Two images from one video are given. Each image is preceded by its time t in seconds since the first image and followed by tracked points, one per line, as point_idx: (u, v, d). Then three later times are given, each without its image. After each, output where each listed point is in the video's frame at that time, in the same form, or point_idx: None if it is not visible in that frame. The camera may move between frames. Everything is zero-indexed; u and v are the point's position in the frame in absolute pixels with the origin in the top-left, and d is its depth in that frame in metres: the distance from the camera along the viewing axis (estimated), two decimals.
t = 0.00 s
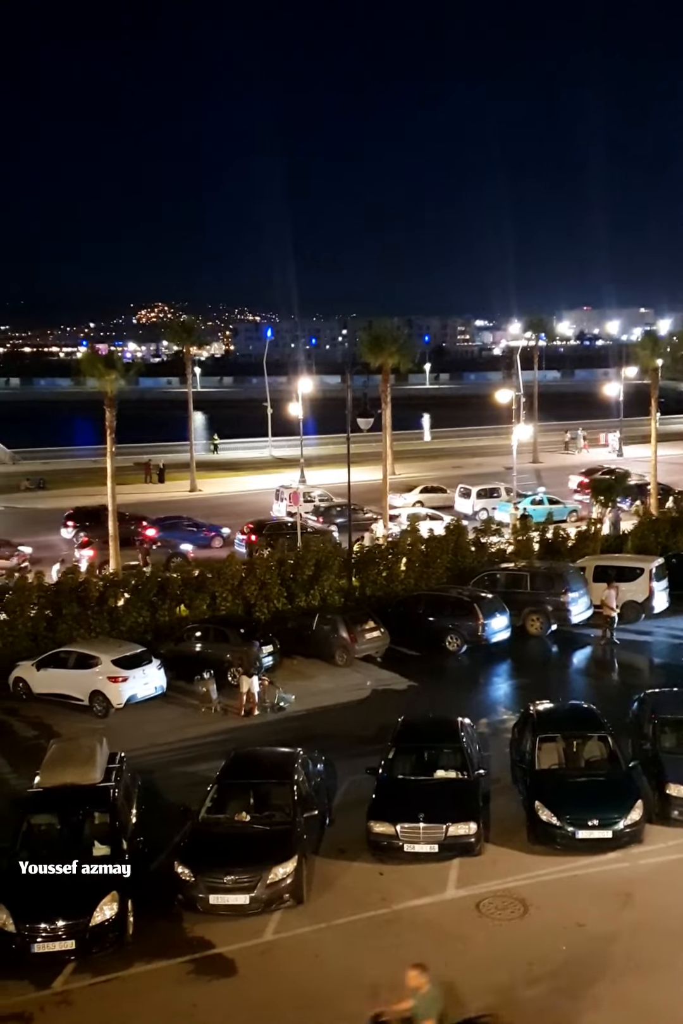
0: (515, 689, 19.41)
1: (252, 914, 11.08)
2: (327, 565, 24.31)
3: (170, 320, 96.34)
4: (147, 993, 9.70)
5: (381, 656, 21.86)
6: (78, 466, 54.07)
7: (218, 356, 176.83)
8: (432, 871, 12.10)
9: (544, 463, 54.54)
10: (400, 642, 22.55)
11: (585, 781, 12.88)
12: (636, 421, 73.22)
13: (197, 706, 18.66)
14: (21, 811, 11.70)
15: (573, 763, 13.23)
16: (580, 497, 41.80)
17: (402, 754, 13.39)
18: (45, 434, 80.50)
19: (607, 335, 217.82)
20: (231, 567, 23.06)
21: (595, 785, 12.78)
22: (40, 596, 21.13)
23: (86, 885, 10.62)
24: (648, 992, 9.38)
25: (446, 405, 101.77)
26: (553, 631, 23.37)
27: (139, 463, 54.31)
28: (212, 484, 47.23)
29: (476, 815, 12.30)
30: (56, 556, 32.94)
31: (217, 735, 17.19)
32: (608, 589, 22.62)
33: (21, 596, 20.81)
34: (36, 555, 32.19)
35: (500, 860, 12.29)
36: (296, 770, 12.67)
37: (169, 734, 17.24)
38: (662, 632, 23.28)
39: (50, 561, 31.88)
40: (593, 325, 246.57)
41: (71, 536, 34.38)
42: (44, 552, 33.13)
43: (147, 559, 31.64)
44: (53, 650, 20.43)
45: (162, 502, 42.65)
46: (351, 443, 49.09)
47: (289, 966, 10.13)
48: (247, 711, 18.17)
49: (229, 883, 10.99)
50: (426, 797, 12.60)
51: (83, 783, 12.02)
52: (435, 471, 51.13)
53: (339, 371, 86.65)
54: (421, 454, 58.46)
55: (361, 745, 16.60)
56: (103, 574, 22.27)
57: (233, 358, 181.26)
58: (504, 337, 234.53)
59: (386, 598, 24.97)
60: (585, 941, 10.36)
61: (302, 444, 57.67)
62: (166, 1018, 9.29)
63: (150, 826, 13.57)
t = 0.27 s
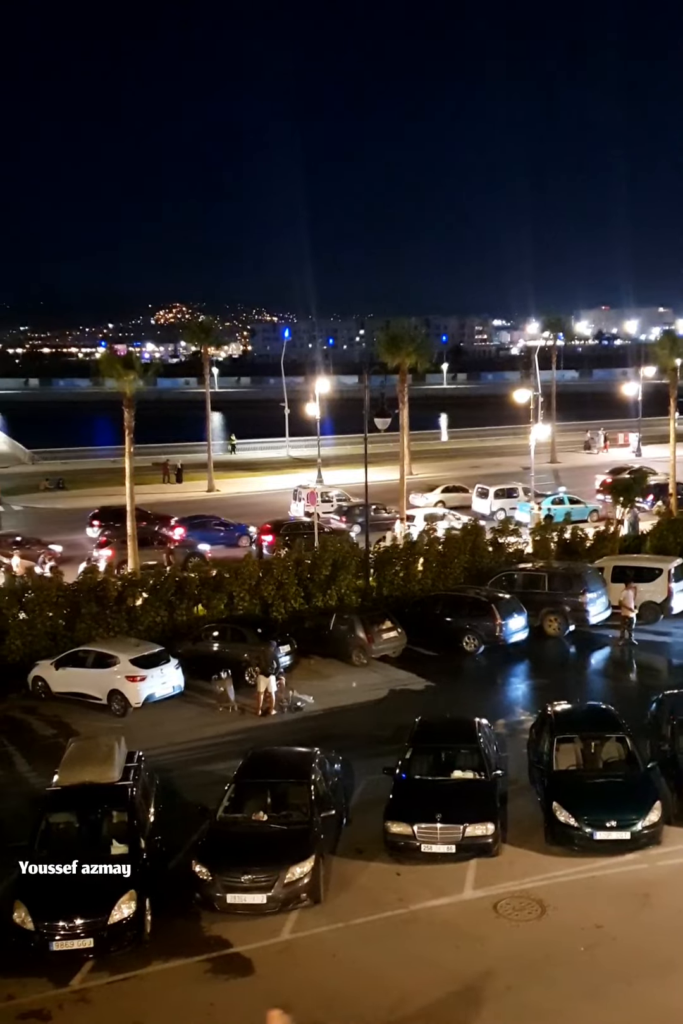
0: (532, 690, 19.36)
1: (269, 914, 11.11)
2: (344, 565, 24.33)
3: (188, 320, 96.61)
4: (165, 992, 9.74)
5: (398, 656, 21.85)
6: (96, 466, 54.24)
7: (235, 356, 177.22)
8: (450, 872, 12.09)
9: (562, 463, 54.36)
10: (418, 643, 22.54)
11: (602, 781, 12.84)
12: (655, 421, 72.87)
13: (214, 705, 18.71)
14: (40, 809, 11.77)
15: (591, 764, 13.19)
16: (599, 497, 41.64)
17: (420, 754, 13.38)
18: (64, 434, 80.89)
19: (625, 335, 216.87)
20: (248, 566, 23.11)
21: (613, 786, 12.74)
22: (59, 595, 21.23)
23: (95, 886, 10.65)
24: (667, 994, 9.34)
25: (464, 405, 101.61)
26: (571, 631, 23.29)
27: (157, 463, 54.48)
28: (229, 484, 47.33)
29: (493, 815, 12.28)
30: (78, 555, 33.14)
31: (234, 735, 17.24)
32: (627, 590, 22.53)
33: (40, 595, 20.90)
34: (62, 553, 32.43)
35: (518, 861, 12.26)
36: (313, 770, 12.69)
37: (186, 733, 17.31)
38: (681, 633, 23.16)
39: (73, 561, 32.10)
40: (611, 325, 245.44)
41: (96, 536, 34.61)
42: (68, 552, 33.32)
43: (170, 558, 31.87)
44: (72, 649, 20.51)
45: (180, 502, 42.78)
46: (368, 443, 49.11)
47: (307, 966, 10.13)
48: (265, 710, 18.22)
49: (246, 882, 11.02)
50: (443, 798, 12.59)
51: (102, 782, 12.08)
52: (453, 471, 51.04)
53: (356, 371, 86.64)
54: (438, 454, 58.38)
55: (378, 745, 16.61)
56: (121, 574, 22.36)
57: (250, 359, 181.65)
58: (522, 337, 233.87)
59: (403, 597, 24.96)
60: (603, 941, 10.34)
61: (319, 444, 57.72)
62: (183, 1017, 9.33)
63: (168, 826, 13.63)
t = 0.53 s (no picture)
0: (548, 690, 19.31)
1: (285, 913, 11.13)
2: (359, 565, 24.33)
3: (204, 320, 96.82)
4: (181, 991, 9.76)
5: (413, 656, 21.84)
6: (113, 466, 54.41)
7: (251, 356, 177.53)
8: (465, 872, 12.08)
9: (579, 462, 54.15)
10: (433, 643, 22.51)
11: (619, 782, 12.79)
12: (673, 420, 72.50)
13: (230, 705, 18.74)
14: (57, 808, 11.82)
15: (607, 765, 13.14)
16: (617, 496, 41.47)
17: (435, 754, 13.36)
18: (80, 434, 81.18)
19: (641, 334, 215.91)
20: (264, 566, 23.14)
21: (629, 787, 12.69)
22: (75, 595, 21.27)
23: (93, 885, 10.66)
24: None
25: (479, 405, 101.42)
26: (587, 632, 23.21)
27: (173, 463, 54.60)
28: (245, 483, 47.39)
29: (509, 816, 12.25)
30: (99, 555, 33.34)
31: (250, 734, 17.26)
32: (643, 590, 22.43)
33: (57, 595, 20.99)
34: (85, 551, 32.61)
35: (534, 862, 12.22)
36: (329, 770, 12.69)
37: (202, 732, 17.34)
38: None
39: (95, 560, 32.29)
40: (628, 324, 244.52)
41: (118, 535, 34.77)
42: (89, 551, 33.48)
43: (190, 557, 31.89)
44: (88, 649, 20.59)
45: (196, 502, 42.87)
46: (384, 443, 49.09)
47: (322, 966, 10.13)
48: (280, 709, 18.24)
49: (262, 881, 11.03)
50: (459, 798, 12.57)
51: (118, 781, 12.12)
52: (469, 471, 50.94)
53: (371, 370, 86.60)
54: (454, 453, 58.29)
55: (393, 745, 16.60)
56: (137, 573, 22.43)
57: (266, 359, 181.93)
58: (538, 336, 233.15)
59: (418, 597, 24.93)
60: (620, 942, 10.30)
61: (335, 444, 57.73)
62: (199, 1016, 9.35)
63: (184, 825, 13.66)
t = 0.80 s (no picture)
0: (563, 691, 19.26)
1: (300, 913, 11.14)
2: (374, 565, 24.34)
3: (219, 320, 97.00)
4: (195, 990, 9.79)
5: (428, 657, 21.83)
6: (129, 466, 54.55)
7: (266, 356, 177.85)
8: (480, 874, 12.06)
9: (595, 462, 53.95)
10: (448, 643, 22.48)
11: (635, 784, 12.74)
12: None
13: (245, 704, 18.76)
14: (73, 806, 11.88)
15: (623, 766, 13.09)
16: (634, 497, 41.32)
17: (450, 755, 13.35)
18: (96, 435, 81.50)
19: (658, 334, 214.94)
20: (279, 566, 23.18)
21: (644, 788, 12.64)
22: (92, 593, 21.32)
23: (94, 885, 10.67)
24: None
25: (495, 405, 101.25)
26: (603, 632, 23.13)
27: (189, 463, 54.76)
28: (260, 484, 47.47)
29: (524, 817, 12.22)
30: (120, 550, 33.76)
31: (265, 734, 17.30)
32: (660, 591, 22.35)
33: (73, 594, 21.08)
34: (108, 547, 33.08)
35: (550, 863, 12.20)
36: (344, 770, 12.70)
37: (217, 732, 17.39)
38: None
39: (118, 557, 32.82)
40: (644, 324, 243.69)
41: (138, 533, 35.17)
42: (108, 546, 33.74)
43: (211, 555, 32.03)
44: (104, 648, 20.66)
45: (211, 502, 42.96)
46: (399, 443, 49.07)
47: (337, 965, 10.15)
48: (295, 709, 18.28)
49: (277, 880, 11.04)
50: (474, 799, 12.56)
51: (134, 781, 12.16)
52: (484, 471, 50.83)
53: (386, 371, 86.58)
54: (469, 453, 58.18)
55: (408, 745, 16.61)
56: (153, 573, 22.51)
57: (281, 360, 182.11)
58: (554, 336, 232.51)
59: (433, 597, 24.92)
60: (636, 945, 10.26)
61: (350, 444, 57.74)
62: (215, 1015, 9.38)
63: (198, 824, 13.71)
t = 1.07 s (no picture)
0: (580, 691, 19.20)
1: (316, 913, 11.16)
2: (390, 565, 24.33)
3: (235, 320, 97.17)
4: (211, 989, 9.82)
5: (444, 657, 21.82)
6: (146, 466, 54.77)
7: (282, 356, 178.06)
8: (496, 875, 12.04)
9: (612, 462, 53.77)
10: (464, 644, 22.44)
11: (652, 785, 12.69)
12: None
13: (261, 704, 18.79)
14: (89, 805, 11.92)
15: (640, 768, 13.05)
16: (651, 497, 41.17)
17: (466, 755, 13.33)
18: (113, 435, 81.83)
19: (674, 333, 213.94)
20: (294, 566, 23.21)
21: (661, 790, 12.59)
22: (109, 593, 21.42)
23: (93, 885, 10.69)
24: None
25: (510, 405, 101.05)
26: (620, 633, 23.05)
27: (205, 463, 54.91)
28: (276, 484, 47.51)
29: (540, 818, 12.20)
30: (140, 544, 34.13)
31: (280, 733, 17.32)
32: (677, 591, 22.25)
33: (91, 593, 21.19)
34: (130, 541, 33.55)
35: (566, 864, 12.17)
36: (360, 770, 12.70)
37: (232, 731, 17.43)
38: None
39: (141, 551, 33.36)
40: (661, 323, 242.56)
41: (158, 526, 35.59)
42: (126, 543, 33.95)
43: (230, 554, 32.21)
44: (121, 647, 20.75)
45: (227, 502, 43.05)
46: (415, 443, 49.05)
47: (352, 965, 10.15)
48: (311, 709, 18.29)
49: (293, 880, 11.06)
50: (490, 799, 12.54)
51: (150, 780, 12.20)
52: (500, 471, 50.71)
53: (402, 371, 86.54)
54: (485, 453, 58.05)
55: (424, 745, 16.60)
56: (170, 573, 22.59)
57: (297, 360, 182.33)
58: (570, 336, 231.81)
59: (449, 598, 24.88)
60: (653, 946, 10.22)
61: (366, 444, 57.73)
62: (231, 1013, 9.40)
63: (215, 823, 13.75)
